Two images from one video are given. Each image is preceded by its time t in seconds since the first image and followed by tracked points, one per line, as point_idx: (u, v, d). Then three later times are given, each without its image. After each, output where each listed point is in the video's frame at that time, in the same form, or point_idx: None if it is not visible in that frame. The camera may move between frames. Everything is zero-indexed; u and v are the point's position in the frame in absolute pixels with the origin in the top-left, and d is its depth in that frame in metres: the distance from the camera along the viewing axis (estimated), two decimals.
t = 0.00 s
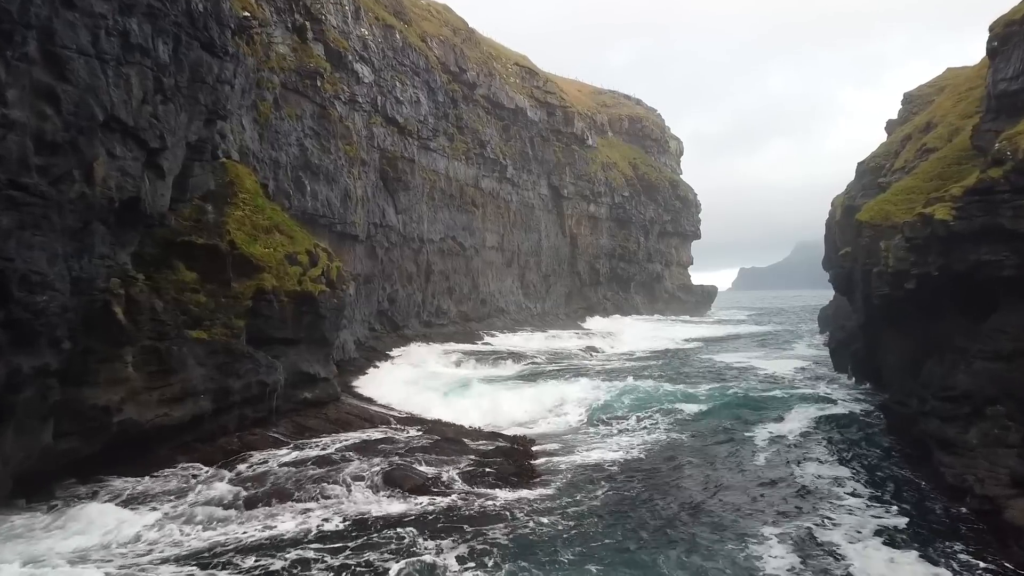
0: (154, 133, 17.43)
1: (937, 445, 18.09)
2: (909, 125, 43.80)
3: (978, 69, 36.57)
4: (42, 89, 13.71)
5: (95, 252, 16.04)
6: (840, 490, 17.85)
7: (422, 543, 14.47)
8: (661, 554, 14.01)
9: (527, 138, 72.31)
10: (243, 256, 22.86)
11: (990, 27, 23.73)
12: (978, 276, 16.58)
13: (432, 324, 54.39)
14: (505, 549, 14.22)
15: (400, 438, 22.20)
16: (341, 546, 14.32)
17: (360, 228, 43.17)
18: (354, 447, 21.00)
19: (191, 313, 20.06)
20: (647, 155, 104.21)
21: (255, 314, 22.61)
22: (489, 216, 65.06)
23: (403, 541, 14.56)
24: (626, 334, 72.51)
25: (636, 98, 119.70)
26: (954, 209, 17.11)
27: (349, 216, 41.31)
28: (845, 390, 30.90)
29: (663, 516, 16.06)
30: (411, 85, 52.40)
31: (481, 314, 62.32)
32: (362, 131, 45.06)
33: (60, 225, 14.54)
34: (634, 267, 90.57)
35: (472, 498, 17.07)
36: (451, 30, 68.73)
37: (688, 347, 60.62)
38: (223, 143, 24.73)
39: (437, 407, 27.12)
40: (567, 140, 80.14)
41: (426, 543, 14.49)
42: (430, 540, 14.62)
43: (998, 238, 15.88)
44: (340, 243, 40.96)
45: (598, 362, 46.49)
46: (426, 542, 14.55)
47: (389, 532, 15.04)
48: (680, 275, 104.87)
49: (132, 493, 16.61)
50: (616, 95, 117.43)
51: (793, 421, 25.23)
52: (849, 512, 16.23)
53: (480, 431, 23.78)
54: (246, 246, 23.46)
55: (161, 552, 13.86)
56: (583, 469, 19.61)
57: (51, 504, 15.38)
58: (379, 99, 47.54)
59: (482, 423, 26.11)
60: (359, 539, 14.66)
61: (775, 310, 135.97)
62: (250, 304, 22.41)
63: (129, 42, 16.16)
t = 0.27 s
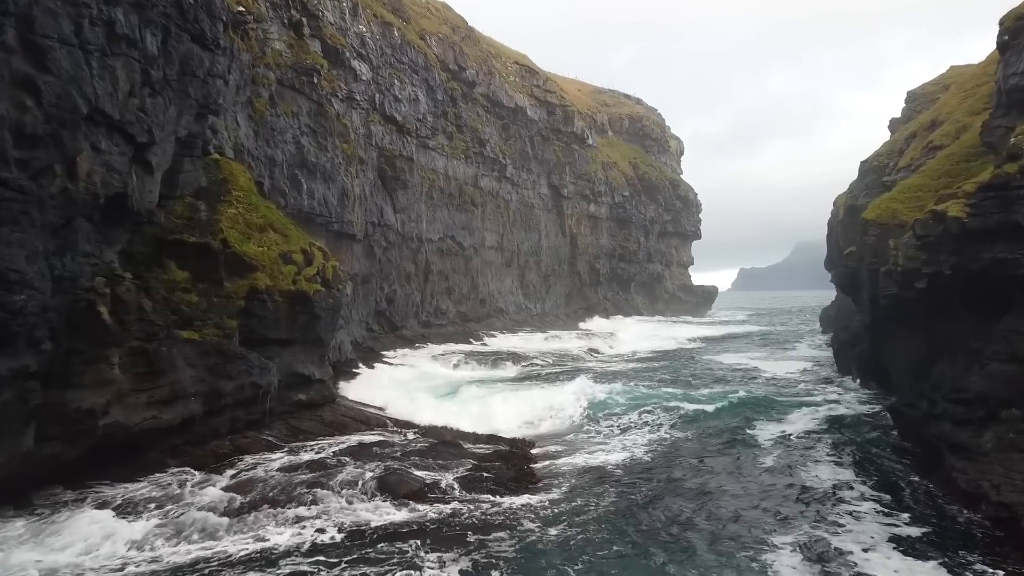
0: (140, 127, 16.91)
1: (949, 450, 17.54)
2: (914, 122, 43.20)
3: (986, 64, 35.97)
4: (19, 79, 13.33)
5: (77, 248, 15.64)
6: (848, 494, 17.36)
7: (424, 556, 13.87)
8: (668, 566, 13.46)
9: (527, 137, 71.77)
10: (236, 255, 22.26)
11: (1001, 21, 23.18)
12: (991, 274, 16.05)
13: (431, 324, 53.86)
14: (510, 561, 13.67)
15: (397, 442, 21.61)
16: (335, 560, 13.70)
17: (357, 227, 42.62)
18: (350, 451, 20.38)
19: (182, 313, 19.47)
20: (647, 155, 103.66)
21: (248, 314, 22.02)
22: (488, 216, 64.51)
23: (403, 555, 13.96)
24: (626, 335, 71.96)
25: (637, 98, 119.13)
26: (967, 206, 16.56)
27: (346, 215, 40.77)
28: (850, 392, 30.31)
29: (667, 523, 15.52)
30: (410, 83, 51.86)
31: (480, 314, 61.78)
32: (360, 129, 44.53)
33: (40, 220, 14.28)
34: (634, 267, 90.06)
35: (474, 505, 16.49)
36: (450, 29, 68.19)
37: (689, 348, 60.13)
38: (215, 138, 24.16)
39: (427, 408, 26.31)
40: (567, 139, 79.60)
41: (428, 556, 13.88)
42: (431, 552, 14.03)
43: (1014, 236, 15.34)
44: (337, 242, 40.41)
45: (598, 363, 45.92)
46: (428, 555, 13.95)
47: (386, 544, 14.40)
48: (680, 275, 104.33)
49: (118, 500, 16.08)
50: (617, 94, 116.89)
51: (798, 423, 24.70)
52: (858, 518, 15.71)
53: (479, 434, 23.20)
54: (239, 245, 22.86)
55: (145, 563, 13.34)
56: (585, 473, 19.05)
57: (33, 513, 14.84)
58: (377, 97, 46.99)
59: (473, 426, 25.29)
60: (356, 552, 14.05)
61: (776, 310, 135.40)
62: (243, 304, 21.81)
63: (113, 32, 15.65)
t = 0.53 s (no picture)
0: (128, 121, 16.42)
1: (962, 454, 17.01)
2: (919, 120, 42.65)
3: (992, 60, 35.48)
4: None
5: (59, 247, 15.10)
6: (857, 498, 16.87)
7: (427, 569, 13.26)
8: None
9: (526, 136, 71.25)
10: (229, 254, 21.70)
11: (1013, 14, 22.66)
12: (1006, 273, 15.55)
13: (430, 325, 53.33)
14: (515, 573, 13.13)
15: (395, 446, 21.05)
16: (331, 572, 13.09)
17: (355, 226, 42.09)
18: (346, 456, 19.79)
19: (172, 313, 18.94)
20: (647, 155, 103.13)
21: (241, 314, 21.49)
22: (487, 215, 63.97)
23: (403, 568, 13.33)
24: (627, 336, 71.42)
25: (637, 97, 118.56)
26: (982, 203, 16.05)
27: (343, 214, 40.24)
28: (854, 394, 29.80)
29: (671, 531, 15.00)
30: (409, 81, 51.33)
31: (479, 314, 61.24)
32: (357, 127, 44.01)
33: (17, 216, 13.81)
34: (635, 267, 89.58)
35: (473, 513, 15.93)
36: (449, 26, 67.65)
37: (690, 348, 59.54)
38: (205, 133, 23.65)
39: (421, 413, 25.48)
40: (567, 138, 79.09)
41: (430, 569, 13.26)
42: (433, 565, 13.41)
43: None
44: (334, 241, 39.86)
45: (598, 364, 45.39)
46: (431, 568, 13.34)
47: (384, 555, 13.77)
48: (680, 275, 103.79)
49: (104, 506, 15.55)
50: (617, 94, 116.34)
51: (803, 424, 24.20)
52: (869, 523, 15.23)
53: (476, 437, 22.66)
54: (232, 243, 22.31)
55: (129, 573, 12.82)
56: (587, 478, 18.51)
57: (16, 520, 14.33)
58: (375, 95, 46.47)
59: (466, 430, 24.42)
60: (354, 564, 13.42)
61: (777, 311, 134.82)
62: (236, 304, 21.28)
63: (98, 23, 15.15)
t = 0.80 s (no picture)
0: (114, 114, 15.95)
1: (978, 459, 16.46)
2: (923, 118, 42.08)
3: (999, 56, 35.00)
4: None
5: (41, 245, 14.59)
6: (868, 502, 16.36)
7: None
8: None
9: (526, 135, 70.75)
10: (222, 252, 21.14)
11: None
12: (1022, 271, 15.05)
13: (429, 325, 52.76)
14: None
15: (392, 449, 20.47)
16: None
17: (352, 225, 41.55)
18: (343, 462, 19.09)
19: (163, 313, 18.36)
20: (648, 154, 102.61)
21: (234, 314, 20.94)
22: (487, 215, 63.43)
23: None
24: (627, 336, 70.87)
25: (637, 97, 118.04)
26: (997, 199, 15.53)
27: (341, 213, 39.71)
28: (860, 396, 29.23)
29: (675, 539, 14.48)
30: (407, 79, 50.81)
31: (479, 314, 60.67)
32: (355, 125, 43.47)
33: None
34: (635, 267, 89.02)
35: (474, 522, 15.33)
36: (449, 25, 67.15)
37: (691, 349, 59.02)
38: (196, 129, 23.14)
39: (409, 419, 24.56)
40: (567, 138, 78.56)
41: None
42: None
43: None
44: (331, 241, 39.32)
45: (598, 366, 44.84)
46: None
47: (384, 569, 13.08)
48: (681, 275, 103.21)
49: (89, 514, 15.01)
50: (617, 93, 115.80)
51: (808, 426, 23.68)
52: (880, 529, 14.73)
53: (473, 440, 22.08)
54: (225, 242, 21.74)
55: None
56: (589, 483, 17.94)
57: None
58: (373, 92, 45.94)
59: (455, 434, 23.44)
60: None
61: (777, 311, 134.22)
62: (229, 304, 20.73)
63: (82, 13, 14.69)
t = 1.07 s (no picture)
0: (100, 108, 15.44)
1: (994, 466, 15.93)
2: (929, 116, 41.55)
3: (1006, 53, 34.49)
4: None
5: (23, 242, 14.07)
6: (880, 508, 15.81)
7: None
8: None
9: (526, 134, 70.23)
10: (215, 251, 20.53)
11: None
12: None
13: (427, 326, 52.20)
14: None
15: (389, 454, 19.93)
16: None
17: (350, 225, 41.02)
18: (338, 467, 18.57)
19: (153, 314, 17.81)
20: (648, 154, 102.10)
21: (228, 315, 20.36)
22: (486, 214, 62.90)
23: None
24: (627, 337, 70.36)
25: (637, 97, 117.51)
26: (1015, 196, 14.99)
27: (338, 212, 39.15)
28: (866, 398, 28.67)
29: (682, 549, 13.94)
30: (406, 77, 50.30)
31: (478, 315, 60.12)
32: (353, 123, 42.93)
33: None
34: (635, 267, 88.50)
35: (475, 531, 14.81)
36: (448, 23, 66.60)
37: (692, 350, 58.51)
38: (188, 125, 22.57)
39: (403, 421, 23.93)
40: (567, 137, 78.04)
41: None
42: None
43: None
44: (329, 240, 38.78)
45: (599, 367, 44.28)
46: None
47: None
48: (681, 275, 102.69)
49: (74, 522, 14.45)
50: (617, 93, 115.28)
51: (815, 430, 23.12)
52: (895, 536, 14.19)
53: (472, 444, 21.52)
54: (218, 240, 21.15)
55: None
56: (593, 488, 17.40)
57: None
58: (372, 90, 45.42)
59: (449, 437, 22.80)
60: None
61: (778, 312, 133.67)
62: (222, 304, 20.15)
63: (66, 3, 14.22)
